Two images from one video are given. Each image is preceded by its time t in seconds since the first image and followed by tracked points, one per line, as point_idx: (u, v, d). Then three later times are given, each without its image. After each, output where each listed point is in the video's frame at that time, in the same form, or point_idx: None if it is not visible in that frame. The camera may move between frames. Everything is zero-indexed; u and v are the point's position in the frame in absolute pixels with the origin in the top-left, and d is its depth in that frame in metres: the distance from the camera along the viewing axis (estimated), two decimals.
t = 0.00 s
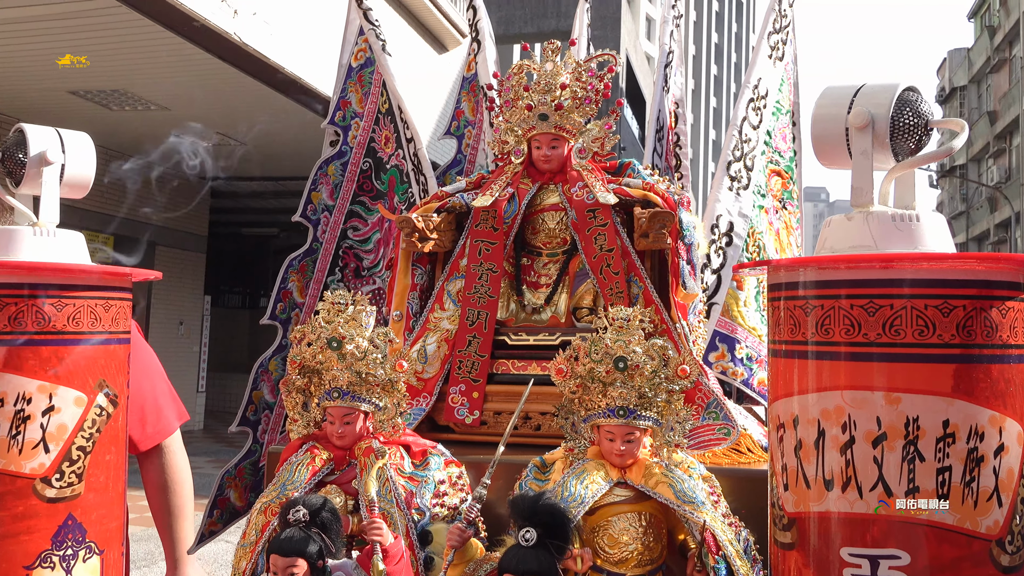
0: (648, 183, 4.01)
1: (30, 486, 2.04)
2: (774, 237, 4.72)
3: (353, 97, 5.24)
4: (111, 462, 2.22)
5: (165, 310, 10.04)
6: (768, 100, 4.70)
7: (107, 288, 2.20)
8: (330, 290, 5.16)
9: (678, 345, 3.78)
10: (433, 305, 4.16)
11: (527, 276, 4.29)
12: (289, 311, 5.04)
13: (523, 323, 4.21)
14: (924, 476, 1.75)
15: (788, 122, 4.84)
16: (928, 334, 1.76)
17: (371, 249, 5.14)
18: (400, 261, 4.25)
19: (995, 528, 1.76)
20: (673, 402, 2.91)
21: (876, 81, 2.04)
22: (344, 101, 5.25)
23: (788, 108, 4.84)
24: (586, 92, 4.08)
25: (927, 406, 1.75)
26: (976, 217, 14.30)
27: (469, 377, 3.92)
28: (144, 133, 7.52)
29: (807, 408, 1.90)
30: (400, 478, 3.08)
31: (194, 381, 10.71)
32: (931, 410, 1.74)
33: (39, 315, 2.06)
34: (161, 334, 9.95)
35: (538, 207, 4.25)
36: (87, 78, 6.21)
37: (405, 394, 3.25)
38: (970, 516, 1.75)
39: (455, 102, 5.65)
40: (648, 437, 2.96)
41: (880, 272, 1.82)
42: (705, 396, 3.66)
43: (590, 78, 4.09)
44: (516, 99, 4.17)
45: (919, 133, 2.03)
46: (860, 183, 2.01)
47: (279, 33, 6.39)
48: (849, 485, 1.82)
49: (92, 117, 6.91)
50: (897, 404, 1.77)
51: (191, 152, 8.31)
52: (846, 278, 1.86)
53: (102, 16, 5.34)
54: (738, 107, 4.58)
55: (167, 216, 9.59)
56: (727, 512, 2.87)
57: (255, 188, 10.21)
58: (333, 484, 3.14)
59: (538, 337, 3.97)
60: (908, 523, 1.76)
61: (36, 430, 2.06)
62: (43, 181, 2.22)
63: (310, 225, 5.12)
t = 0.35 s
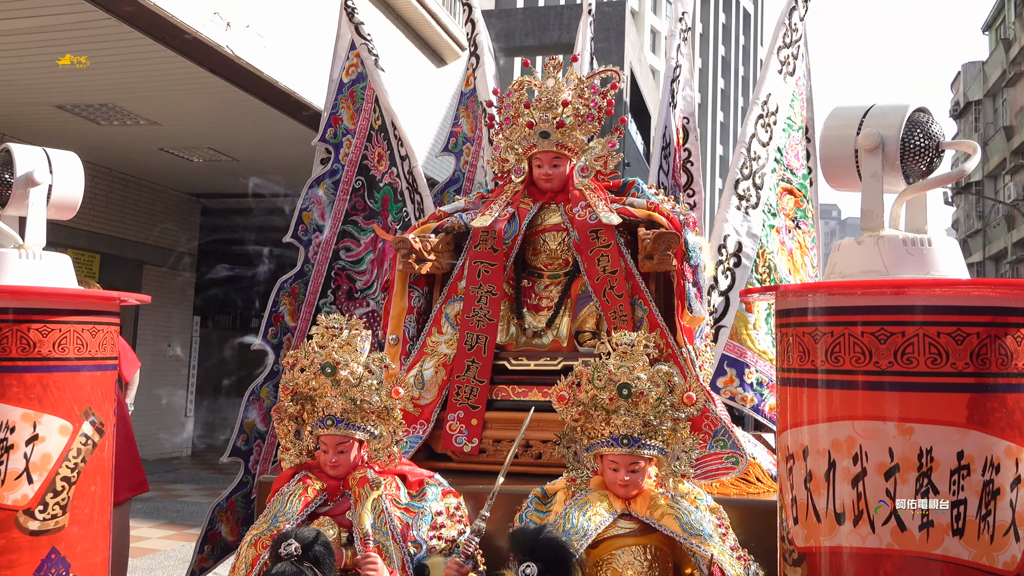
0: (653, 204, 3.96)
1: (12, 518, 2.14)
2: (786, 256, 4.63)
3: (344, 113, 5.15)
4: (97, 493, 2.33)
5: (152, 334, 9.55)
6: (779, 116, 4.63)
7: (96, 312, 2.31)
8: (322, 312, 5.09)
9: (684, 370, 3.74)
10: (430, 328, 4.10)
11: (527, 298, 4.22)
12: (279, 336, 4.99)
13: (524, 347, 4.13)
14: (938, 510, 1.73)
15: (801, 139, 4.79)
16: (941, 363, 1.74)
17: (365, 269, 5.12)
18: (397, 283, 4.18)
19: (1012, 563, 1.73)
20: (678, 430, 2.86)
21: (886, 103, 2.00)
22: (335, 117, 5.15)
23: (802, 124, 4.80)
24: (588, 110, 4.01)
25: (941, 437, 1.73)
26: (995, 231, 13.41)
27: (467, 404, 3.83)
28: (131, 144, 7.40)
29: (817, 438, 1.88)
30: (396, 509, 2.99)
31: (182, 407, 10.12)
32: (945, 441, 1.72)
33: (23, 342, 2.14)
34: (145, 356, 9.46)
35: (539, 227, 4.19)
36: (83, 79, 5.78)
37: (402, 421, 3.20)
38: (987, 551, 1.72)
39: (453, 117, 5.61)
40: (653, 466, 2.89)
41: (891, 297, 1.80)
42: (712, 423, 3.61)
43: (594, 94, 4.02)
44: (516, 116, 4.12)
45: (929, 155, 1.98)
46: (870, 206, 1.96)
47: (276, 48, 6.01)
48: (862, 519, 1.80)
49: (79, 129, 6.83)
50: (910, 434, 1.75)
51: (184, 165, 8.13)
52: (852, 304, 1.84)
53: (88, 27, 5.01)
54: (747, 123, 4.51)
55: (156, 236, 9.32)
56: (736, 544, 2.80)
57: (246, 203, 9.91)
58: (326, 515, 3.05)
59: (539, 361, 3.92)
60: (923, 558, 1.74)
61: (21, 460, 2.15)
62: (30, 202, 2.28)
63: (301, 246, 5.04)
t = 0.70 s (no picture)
0: (655, 221, 3.94)
1: None
2: (794, 275, 4.67)
3: (340, 128, 5.20)
4: (80, 521, 2.25)
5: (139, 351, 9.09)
6: (784, 130, 4.65)
7: (81, 336, 2.22)
8: (312, 331, 5.10)
9: (688, 394, 3.65)
10: (426, 350, 4.03)
11: (526, 318, 4.15)
12: (268, 355, 5.02)
13: (521, 369, 4.06)
14: (946, 539, 1.69)
15: (809, 153, 4.83)
16: (948, 389, 1.70)
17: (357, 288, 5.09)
18: (391, 303, 4.14)
19: None
20: (680, 456, 2.80)
21: (889, 121, 1.95)
22: (330, 131, 5.22)
23: (809, 139, 4.83)
24: (589, 126, 4.02)
25: (948, 464, 1.69)
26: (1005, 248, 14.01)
27: (464, 429, 3.76)
28: (119, 159, 7.29)
29: (821, 466, 1.84)
30: (389, 538, 2.92)
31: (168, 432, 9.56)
32: (953, 469, 1.68)
33: (7, 365, 2.06)
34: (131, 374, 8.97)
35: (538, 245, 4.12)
36: (73, 87, 5.61)
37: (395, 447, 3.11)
38: None
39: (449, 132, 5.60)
40: (655, 493, 2.83)
41: (897, 321, 1.76)
42: (716, 448, 3.55)
43: (594, 110, 4.04)
44: (514, 131, 4.12)
45: (935, 174, 1.93)
46: (875, 226, 1.92)
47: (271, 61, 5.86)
48: (867, 550, 1.75)
49: (66, 143, 6.74)
50: (917, 462, 1.71)
51: (174, 180, 8.01)
52: (859, 329, 1.80)
53: (76, 38, 4.90)
54: (752, 137, 4.53)
55: (145, 252, 8.93)
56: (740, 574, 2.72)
57: (239, 218, 9.60)
58: (317, 544, 2.98)
59: (538, 385, 3.81)
60: None
61: (2, 488, 2.07)
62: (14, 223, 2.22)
63: (292, 263, 5.10)
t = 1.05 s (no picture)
0: (658, 238, 3.87)
1: None
2: (802, 293, 4.62)
3: (332, 142, 5.18)
4: (63, 549, 2.18)
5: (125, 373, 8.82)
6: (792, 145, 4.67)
7: (65, 358, 2.15)
8: (304, 351, 5.06)
9: (693, 417, 3.56)
10: (421, 371, 3.93)
11: (524, 338, 4.10)
12: (258, 377, 4.99)
13: (520, 391, 3.99)
14: (957, 568, 1.65)
15: (816, 167, 4.83)
16: (957, 414, 1.65)
17: (351, 306, 5.06)
18: (386, 323, 4.01)
19: None
20: (685, 482, 2.74)
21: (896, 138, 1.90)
22: (322, 145, 5.19)
23: (817, 153, 4.83)
24: (590, 140, 3.96)
25: (958, 491, 1.64)
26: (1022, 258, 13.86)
27: (461, 453, 3.70)
28: (107, 173, 7.21)
29: (828, 493, 1.79)
30: (383, 566, 2.85)
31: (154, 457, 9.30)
32: (963, 496, 1.64)
33: None
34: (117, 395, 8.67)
35: (538, 263, 4.11)
36: (59, 98, 5.55)
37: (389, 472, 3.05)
38: None
39: (444, 146, 5.55)
40: (658, 520, 2.75)
41: (905, 344, 1.71)
42: (722, 473, 3.42)
43: (594, 123, 3.98)
44: (512, 146, 4.05)
45: (944, 193, 1.88)
46: (882, 245, 1.86)
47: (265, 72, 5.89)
48: None
49: (53, 156, 6.67)
50: (926, 489, 1.66)
51: (164, 195, 7.91)
52: (869, 351, 1.75)
53: (67, 48, 4.85)
54: (759, 151, 4.54)
55: (129, 266, 8.80)
56: None
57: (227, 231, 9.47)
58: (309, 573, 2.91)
59: (537, 408, 3.78)
60: None
61: None
62: None
63: (284, 282, 5.05)
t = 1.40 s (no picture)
0: (658, 251, 3.80)
1: None
2: (805, 306, 4.66)
3: (325, 150, 5.16)
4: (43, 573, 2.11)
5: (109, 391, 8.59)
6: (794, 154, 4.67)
7: (45, 375, 2.10)
8: (295, 366, 5.00)
9: (695, 435, 3.50)
10: (415, 388, 3.89)
11: (521, 353, 4.05)
12: (250, 393, 4.91)
13: (517, 408, 3.94)
14: None
15: (819, 177, 4.85)
16: (962, 432, 1.61)
17: (343, 321, 5.00)
18: (378, 338, 3.96)
19: None
20: (685, 502, 2.70)
21: (898, 148, 1.84)
22: (314, 154, 5.17)
23: (819, 162, 4.85)
24: (587, 149, 3.92)
25: (964, 511, 1.60)
26: None
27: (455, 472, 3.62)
28: (93, 183, 7.13)
29: (832, 513, 1.73)
30: None
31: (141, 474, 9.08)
32: (968, 517, 1.60)
33: None
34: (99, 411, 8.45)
35: (535, 275, 4.03)
36: (44, 104, 5.49)
37: (380, 492, 3.00)
38: None
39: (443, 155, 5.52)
40: (657, 541, 2.70)
41: (910, 360, 1.67)
42: (724, 493, 3.32)
43: (592, 132, 3.95)
44: (509, 155, 3.99)
45: (948, 205, 1.83)
46: (885, 258, 1.82)
47: (255, 76, 5.86)
48: None
49: (37, 165, 6.60)
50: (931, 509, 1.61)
51: (152, 206, 7.83)
52: (874, 368, 1.70)
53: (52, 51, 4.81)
54: (762, 162, 4.54)
55: (118, 280, 8.59)
56: None
57: (218, 245, 9.26)
58: None
59: (534, 424, 3.69)
60: None
61: None
62: None
63: (274, 293, 4.99)
